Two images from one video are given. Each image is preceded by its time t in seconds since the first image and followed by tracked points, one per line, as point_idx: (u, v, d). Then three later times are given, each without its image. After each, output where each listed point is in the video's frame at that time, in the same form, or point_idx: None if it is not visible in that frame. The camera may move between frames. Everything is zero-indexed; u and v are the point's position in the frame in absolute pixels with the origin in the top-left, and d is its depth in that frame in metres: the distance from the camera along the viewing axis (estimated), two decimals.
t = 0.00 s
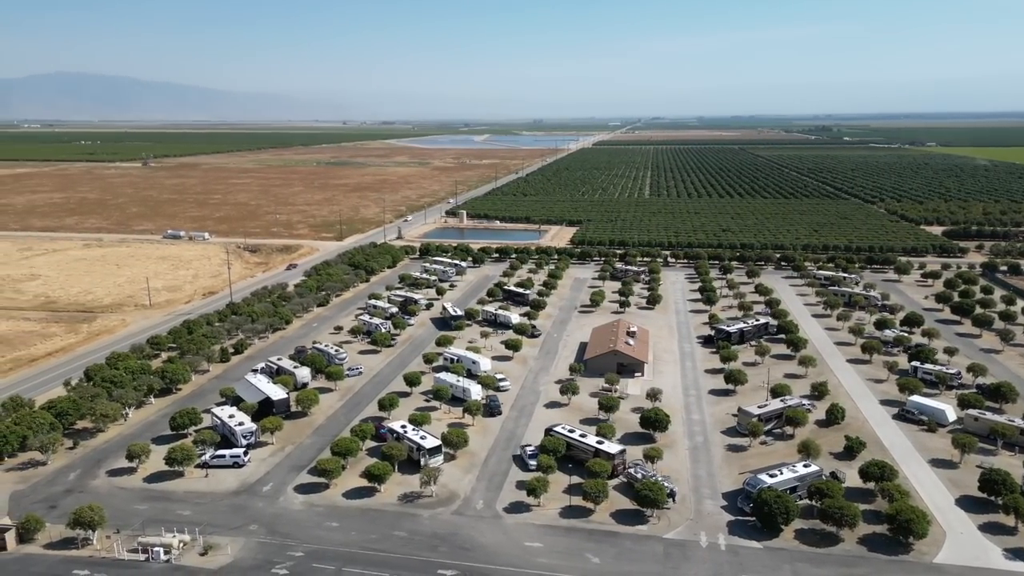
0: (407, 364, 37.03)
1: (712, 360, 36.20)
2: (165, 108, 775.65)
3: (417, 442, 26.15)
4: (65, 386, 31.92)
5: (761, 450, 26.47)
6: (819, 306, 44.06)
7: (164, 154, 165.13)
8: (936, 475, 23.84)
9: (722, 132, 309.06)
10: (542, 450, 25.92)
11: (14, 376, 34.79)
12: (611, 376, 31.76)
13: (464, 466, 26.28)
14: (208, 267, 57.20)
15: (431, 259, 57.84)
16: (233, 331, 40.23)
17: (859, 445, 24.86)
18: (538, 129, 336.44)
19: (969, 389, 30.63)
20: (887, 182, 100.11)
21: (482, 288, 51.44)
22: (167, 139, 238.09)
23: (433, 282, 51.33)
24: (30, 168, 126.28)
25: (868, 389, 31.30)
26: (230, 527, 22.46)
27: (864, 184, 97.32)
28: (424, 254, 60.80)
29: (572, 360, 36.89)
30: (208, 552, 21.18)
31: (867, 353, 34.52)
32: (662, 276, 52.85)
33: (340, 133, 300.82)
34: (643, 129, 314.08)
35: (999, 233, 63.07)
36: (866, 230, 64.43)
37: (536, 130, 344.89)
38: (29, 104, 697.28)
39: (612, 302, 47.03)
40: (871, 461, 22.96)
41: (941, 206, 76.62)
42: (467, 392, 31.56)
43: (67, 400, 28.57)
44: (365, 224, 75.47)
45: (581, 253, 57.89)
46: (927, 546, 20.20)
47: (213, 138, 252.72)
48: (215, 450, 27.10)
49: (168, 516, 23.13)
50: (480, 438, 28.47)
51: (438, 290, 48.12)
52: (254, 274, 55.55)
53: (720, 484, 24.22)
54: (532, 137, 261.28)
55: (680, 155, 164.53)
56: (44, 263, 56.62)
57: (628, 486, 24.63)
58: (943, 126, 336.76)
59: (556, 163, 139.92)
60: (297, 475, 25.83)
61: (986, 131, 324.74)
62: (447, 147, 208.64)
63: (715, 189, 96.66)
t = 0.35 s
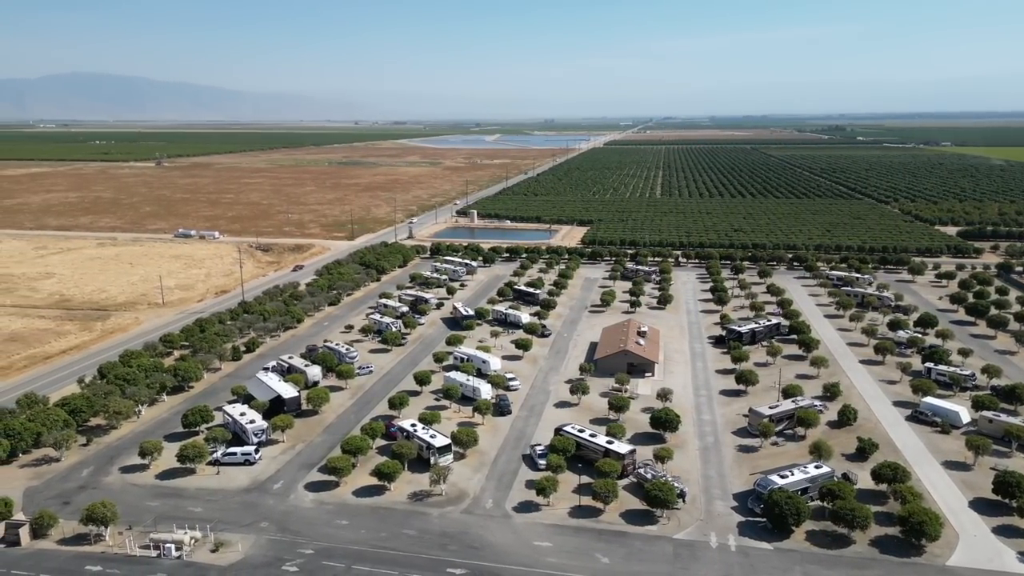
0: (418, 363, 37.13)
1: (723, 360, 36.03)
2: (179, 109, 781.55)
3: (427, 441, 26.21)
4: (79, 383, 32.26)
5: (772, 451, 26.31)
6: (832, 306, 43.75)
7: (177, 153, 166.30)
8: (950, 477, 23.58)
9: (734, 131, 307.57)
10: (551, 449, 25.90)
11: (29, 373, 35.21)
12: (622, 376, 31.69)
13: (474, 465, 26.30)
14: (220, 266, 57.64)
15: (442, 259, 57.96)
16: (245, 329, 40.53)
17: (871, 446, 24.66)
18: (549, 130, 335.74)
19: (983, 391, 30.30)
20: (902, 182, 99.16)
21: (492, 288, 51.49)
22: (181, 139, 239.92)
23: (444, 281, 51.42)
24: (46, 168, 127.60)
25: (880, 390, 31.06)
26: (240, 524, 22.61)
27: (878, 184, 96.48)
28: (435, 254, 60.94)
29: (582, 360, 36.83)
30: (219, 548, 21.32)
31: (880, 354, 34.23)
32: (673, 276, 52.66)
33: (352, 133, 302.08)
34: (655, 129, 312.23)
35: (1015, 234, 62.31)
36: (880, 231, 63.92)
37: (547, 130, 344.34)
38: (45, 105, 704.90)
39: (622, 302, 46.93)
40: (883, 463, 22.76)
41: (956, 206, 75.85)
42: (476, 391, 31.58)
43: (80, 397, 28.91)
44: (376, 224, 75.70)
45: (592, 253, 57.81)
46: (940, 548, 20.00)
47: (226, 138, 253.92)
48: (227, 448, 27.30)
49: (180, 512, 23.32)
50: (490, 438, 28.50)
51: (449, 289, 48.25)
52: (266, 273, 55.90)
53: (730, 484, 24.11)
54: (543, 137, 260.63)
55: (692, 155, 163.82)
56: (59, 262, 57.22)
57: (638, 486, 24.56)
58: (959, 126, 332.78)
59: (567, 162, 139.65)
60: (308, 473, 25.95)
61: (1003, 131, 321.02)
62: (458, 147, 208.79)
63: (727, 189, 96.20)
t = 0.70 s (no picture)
0: (427, 362, 37.18)
1: (733, 360, 35.87)
2: (192, 109, 786.84)
3: (436, 439, 26.26)
4: (91, 380, 32.56)
5: (782, 452, 26.15)
6: (844, 306, 43.45)
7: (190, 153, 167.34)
8: (963, 480, 23.33)
9: (745, 131, 306.24)
10: (560, 449, 25.87)
11: (43, 370, 35.55)
12: (631, 376, 31.61)
13: (483, 464, 26.33)
14: (232, 265, 58.01)
15: (452, 258, 58.05)
16: (256, 328, 40.80)
17: (883, 447, 24.46)
18: (560, 130, 335.22)
19: (997, 393, 29.99)
20: (915, 182, 98.28)
21: (502, 287, 51.52)
22: (194, 138, 241.49)
23: (453, 281, 51.49)
24: (60, 168, 128.87)
25: (892, 391, 30.80)
26: (250, 522, 22.75)
27: (891, 184, 95.68)
28: (445, 253, 61.04)
29: (591, 360, 36.79)
30: (230, 545, 21.45)
31: (893, 355, 33.94)
32: (683, 276, 52.47)
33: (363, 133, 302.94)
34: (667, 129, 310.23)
35: None
36: (892, 231, 63.40)
37: (558, 130, 343.82)
38: (60, 105, 711.83)
39: (632, 301, 46.83)
40: (895, 464, 22.57)
41: (970, 206, 75.06)
42: (486, 391, 31.60)
43: (93, 395, 29.19)
44: (387, 223, 75.91)
45: (602, 253, 57.72)
46: (952, 550, 19.81)
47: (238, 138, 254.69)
48: (237, 446, 27.47)
49: (191, 509, 23.50)
50: (499, 437, 28.52)
51: (459, 289, 48.32)
52: (277, 272, 56.19)
53: (740, 486, 23.99)
54: (554, 137, 260.14)
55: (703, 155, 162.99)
56: (72, 261, 57.74)
57: (647, 486, 24.48)
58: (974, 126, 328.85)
59: (577, 162, 139.35)
60: (317, 471, 26.06)
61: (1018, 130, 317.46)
62: (469, 147, 208.85)
63: (738, 189, 95.71)
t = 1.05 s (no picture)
0: (437, 362, 37.25)
1: (744, 360, 35.69)
2: (204, 108, 792.34)
3: (445, 438, 26.30)
4: (104, 378, 32.85)
5: (793, 453, 26.01)
6: (856, 307, 43.14)
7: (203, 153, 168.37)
8: (976, 482, 23.11)
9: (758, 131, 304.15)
10: (570, 448, 25.84)
11: (56, 368, 35.92)
12: (641, 375, 31.54)
13: (492, 463, 26.36)
14: (243, 264, 58.36)
15: (462, 258, 58.12)
16: (267, 326, 41.03)
17: (895, 449, 24.26)
18: (570, 129, 334.61)
19: (1011, 394, 29.68)
20: (930, 181, 97.36)
21: (511, 287, 51.53)
22: (206, 138, 243.06)
23: (463, 280, 51.54)
24: (75, 168, 130.10)
25: (905, 392, 30.56)
26: (261, 519, 22.88)
27: (904, 184, 94.83)
28: (455, 253, 61.09)
29: (601, 359, 36.73)
30: (240, 543, 21.59)
31: (905, 356, 33.66)
32: (694, 276, 52.28)
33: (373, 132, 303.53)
34: (678, 130, 308.78)
35: None
36: (906, 231, 62.88)
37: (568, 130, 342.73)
38: (75, 105, 718.94)
39: (643, 301, 46.70)
40: (907, 466, 22.38)
41: (985, 207, 74.25)
42: (495, 390, 31.62)
43: (105, 392, 29.47)
44: (397, 223, 76.13)
45: (613, 252, 57.60)
46: (965, 553, 19.62)
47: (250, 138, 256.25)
48: (248, 443, 27.63)
49: (202, 506, 23.67)
50: (508, 436, 28.54)
51: (469, 288, 48.37)
52: (288, 271, 56.47)
53: (750, 486, 23.88)
54: (564, 137, 258.44)
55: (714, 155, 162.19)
56: (86, 259, 58.27)
57: (657, 486, 24.42)
58: (991, 126, 325.01)
59: (588, 162, 139.04)
60: (327, 469, 26.19)
61: None
62: (479, 147, 208.84)
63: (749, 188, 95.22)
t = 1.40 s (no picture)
0: (452, 360, 37.33)
1: (761, 361, 35.46)
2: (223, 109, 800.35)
3: (460, 437, 26.38)
4: (124, 375, 33.31)
5: (810, 455, 25.79)
6: (875, 308, 42.70)
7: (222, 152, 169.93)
8: (998, 486, 22.78)
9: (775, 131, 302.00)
10: (584, 448, 25.82)
11: (77, 364, 36.49)
12: (657, 376, 31.43)
13: (507, 462, 26.40)
14: (261, 263, 58.89)
15: (477, 257, 58.22)
16: (284, 324, 41.37)
17: (914, 452, 23.97)
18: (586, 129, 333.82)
19: None
20: (951, 181, 96.04)
21: (527, 286, 51.53)
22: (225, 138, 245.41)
23: (478, 280, 51.65)
24: (96, 167, 131.85)
25: (924, 394, 30.19)
26: (277, 516, 23.10)
27: (925, 184, 93.59)
28: (471, 252, 61.24)
29: (616, 359, 36.65)
30: (257, 539, 21.81)
31: (925, 357, 33.24)
32: (710, 276, 51.99)
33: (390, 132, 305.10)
34: (694, 130, 307.01)
35: None
36: (926, 232, 62.09)
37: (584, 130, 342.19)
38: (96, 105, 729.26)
39: (659, 302, 46.51)
40: (927, 469, 22.10)
41: (1008, 207, 73.08)
42: (510, 389, 31.66)
43: (125, 388, 29.89)
44: (413, 222, 76.39)
45: (629, 252, 57.43)
46: (985, 558, 19.36)
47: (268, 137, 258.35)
48: (264, 441, 27.90)
49: (219, 502, 23.94)
50: (523, 436, 28.56)
51: (484, 288, 48.46)
52: (305, 270, 56.90)
53: (767, 488, 23.73)
54: (579, 137, 258.11)
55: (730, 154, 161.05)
56: (107, 258, 59.09)
57: (672, 487, 24.34)
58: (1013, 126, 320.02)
59: (604, 161, 138.64)
60: (343, 467, 26.36)
61: None
62: (495, 146, 208.95)
63: (767, 188, 94.52)
